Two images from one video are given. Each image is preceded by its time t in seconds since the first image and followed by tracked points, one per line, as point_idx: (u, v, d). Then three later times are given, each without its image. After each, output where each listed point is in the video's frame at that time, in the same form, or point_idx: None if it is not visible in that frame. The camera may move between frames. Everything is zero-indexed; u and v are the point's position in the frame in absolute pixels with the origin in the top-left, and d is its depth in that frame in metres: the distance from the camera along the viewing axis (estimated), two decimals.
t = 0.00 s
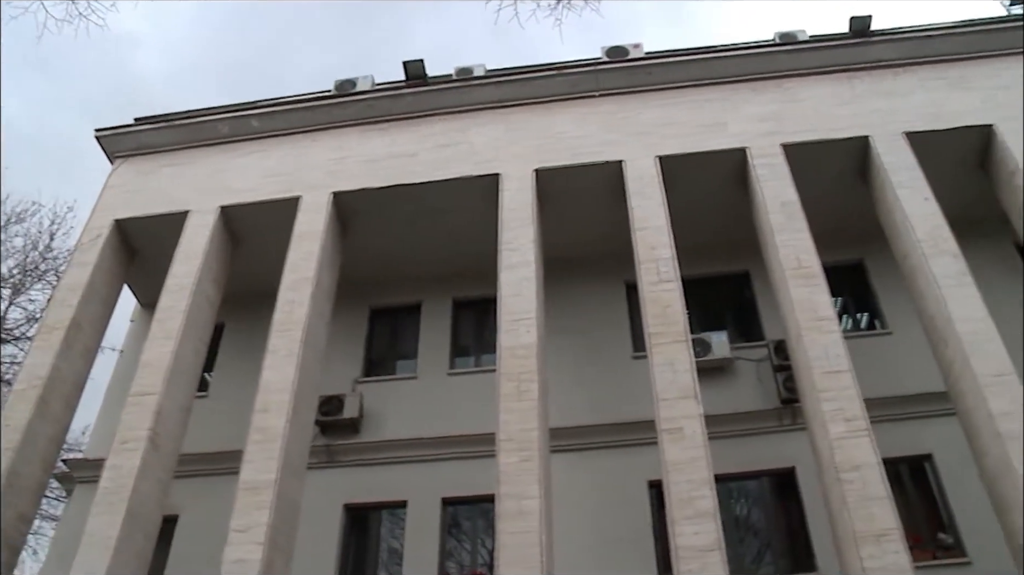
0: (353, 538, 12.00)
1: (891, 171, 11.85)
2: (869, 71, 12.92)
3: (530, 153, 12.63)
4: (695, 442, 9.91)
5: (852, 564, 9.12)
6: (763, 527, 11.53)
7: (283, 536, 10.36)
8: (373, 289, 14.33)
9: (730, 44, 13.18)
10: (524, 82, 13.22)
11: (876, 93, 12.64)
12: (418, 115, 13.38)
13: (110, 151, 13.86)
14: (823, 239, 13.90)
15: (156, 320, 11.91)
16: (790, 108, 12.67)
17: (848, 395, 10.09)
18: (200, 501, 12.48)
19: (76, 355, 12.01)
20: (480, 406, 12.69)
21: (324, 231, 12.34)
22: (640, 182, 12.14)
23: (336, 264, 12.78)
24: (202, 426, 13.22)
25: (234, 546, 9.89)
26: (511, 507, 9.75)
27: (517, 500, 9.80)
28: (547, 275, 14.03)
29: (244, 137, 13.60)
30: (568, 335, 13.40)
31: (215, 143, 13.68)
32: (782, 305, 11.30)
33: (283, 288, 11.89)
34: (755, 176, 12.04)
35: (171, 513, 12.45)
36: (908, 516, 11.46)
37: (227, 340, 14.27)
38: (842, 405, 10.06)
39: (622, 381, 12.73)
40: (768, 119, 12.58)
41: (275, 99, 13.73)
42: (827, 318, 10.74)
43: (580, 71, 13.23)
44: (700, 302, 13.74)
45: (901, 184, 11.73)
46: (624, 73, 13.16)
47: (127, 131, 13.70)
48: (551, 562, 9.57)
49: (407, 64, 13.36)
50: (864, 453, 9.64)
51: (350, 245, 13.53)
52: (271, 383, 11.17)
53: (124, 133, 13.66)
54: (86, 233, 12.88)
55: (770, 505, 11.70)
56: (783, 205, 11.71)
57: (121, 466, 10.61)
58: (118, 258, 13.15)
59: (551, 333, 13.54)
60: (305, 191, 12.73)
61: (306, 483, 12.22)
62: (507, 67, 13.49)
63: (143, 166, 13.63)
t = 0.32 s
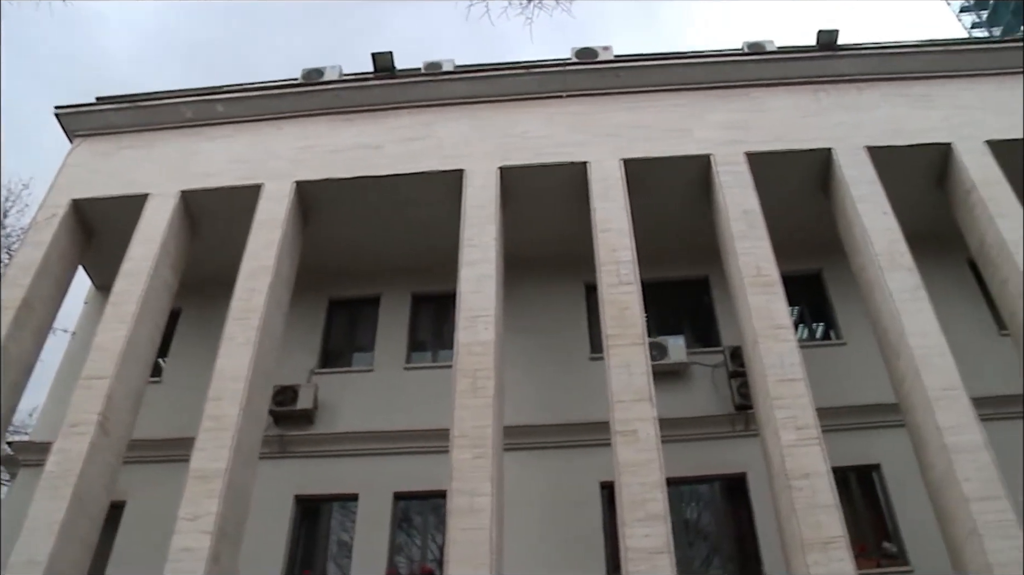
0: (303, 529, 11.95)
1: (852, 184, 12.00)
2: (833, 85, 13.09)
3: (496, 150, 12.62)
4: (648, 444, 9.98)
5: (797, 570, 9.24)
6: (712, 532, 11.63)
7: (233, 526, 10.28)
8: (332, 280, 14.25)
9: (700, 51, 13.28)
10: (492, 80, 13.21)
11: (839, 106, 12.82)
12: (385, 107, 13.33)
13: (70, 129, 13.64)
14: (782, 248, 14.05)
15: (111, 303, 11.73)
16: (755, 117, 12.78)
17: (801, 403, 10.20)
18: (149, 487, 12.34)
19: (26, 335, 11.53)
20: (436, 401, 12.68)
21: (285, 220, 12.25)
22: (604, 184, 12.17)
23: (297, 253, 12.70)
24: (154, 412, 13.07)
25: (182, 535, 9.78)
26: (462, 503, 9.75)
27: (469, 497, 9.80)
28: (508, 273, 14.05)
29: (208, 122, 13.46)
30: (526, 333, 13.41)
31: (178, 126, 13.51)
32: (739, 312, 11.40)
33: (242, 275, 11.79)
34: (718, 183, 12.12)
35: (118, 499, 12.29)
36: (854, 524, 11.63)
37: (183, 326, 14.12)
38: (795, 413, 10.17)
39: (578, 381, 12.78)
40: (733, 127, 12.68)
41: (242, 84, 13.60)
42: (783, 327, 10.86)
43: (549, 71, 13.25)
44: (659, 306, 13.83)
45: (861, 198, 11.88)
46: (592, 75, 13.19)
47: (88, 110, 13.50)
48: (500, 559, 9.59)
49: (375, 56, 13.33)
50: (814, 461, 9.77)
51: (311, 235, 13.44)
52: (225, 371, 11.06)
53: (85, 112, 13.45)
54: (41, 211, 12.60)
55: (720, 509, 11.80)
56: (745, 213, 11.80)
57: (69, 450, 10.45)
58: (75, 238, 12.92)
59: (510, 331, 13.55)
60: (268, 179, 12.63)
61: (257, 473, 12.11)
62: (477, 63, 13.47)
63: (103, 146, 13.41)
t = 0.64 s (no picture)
0: (249, 518, 11.87)
1: (810, 194, 12.14)
2: (796, 95, 13.23)
3: (459, 144, 12.61)
4: (597, 444, 10.04)
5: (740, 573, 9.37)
6: (658, 533, 11.74)
7: (178, 512, 10.17)
8: (290, 268, 14.14)
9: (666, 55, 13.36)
10: (458, 73, 13.18)
11: (800, 117, 12.97)
12: (349, 96, 13.25)
13: (26, 103, 13.37)
14: (739, 255, 14.18)
15: (61, 281, 11.51)
16: (718, 123, 12.89)
17: (751, 409, 10.31)
18: (94, 470, 12.17)
19: None
20: (388, 393, 12.67)
21: (244, 206, 12.14)
22: (566, 182, 12.21)
23: (255, 239, 12.58)
24: (103, 394, 12.89)
25: (125, 520, 9.65)
26: (411, 497, 9.73)
27: (417, 490, 9.79)
28: (467, 268, 14.04)
29: (169, 102, 13.28)
30: (482, 328, 13.40)
31: (138, 105, 13.31)
32: (694, 316, 11.49)
33: (198, 259, 11.65)
34: (679, 187, 12.21)
35: (61, 481, 12.09)
36: (799, 530, 11.79)
37: (135, 308, 13.93)
38: (744, 418, 10.29)
39: (531, 379, 12.81)
40: (695, 132, 12.78)
41: (205, 66, 13.43)
42: (737, 333, 10.97)
43: (515, 67, 13.25)
44: (615, 307, 13.90)
45: (819, 208, 12.03)
46: (559, 74, 13.20)
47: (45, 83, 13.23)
48: (446, 554, 9.60)
49: (342, 45, 13.21)
50: (761, 466, 9.89)
51: (270, 221, 13.32)
52: (175, 355, 10.93)
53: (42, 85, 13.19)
54: None
55: (667, 511, 11.90)
56: (703, 218, 11.89)
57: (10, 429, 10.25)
58: (27, 214, 12.66)
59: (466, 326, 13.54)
60: (229, 163, 12.50)
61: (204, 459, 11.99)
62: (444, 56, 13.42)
63: (59, 122, 13.16)
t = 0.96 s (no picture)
0: (194, 504, 11.71)
1: (768, 202, 12.28)
2: (758, 104, 13.38)
3: (422, 137, 12.58)
4: (548, 442, 10.07)
5: None
6: (605, 532, 11.80)
7: (122, 495, 10.01)
8: (246, 253, 14.01)
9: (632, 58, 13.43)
10: (424, 66, 13.16)
11: (762, 125, 13.11)
12: (313, 83, 13.16)
13: None
14: (695, 261, 14.30)
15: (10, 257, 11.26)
16: (680, 128, 12.99)
17: (700, 413, 10.42)
18: (36, 451, 11.96)
19: None
20: (340, 384, 12.64)
21: (202, 188, 12.00)
22: (527, 180, 12.23)
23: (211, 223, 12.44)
24: (48, 374, 12.67)
25: (67, 503, 9.48)
26: (358, 488, 9.69)
27: (365, 481, 9.75)
28: (425, 261, 14.01)
29: (130, 80, 13.06)
30: (438, 322, 13.38)
31: (97, 81, 13.07)
32: (648, 318, 11.57)
33: (152, 240, 11.50)
34: (639, 189, 12.28)
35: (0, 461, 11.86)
36: (743, 534, 11.91)
37: (86, 287, 13.69)
38: (694, 421, 10.39)
39: (484, 374, 12.82)
40: (658, 136, 12.86)
41: (167, 45, 13.24)
42: (689, 337, 11.06)
43: (482, 62, 13.25)
44: (571, 306, 13.95)
45: (776, 217, 12.16)
46: (525, 71, 13.26)
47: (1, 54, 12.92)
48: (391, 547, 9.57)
49: (308, 30, 13.13)
50: (708, 470, 9.99)
51: (227, 205, 13.17)
52: (125, 336, 10.77)
53: None
54: None
55: (614, 511, 11.97)
56: (662, 221, 11.97)
57: None
58: None
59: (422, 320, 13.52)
60: (187, 144, 12.35)
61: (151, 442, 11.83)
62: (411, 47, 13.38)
63: (15, 94, 12.86)
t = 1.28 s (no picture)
0: (137, 487, 11.55)
1: (725, 208, 12.39)
2: (720, 110, 13.50)
3: (384, 127, 12.52)
4: (497, 437, 10.09)
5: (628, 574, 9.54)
6: (551, 529, 11.85)
7: (62, 479, 9.73)
8: (201, 236, 13.84)
9: (598, 58, 13.47)
10: (389, 55, 13.09)
11: (723, 131, 13.24)
12: (276, 66, 13.03)
13: None
14: (651, 263, 14.41)
15: None
16: (642, 130, 13.07)
17: (650, 414, 10.50)
18: None
19: None
20: (291, 371, 12.58)
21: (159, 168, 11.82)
22: (487, 174, 12.23)
23: (167, 203, 12.26)
24: None
25: (5, 483, 9.16)
26: (305, 476, 9.62)
27: (312, 470, 9.68)
28: (382, 251, 13.95)
29: (87, 54, 12.80)
30: (392, 313, 13.33)
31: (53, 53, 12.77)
32: (602, 318, 11.64)
33: (105, 218, 11.29)
34: (599, 189, 12.33)
35: None
36: (688, 536, 12.01)
37: (34, 264, 13.40)
38: (643, 422, 10.46)
39: (437, 367, 12.82)
40: (620, 137, 12.93)
41: (128, 20, 13.00)
42: (642, 338, 11.14)
43: (447, 54, 13.21)
44: (527, 303, 13.98)
45: (732, 223, 12.28)
46: (490, 66, 13.25)
47: None
48: (336, 538, 9.52)
49: (273, 14, 12.97)
50: (656, 471, 10.07)
51: (184, 186, 12.98)
52: (72, 314, 10.53)
53: None
54: None
55: (561, 508, 12.03)
56: (620, 222, 12.03)
57: None
58: None
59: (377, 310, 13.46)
60: (144, 122, 12.14)
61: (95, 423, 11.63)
62: (377, 36, 13.30)
63: None
